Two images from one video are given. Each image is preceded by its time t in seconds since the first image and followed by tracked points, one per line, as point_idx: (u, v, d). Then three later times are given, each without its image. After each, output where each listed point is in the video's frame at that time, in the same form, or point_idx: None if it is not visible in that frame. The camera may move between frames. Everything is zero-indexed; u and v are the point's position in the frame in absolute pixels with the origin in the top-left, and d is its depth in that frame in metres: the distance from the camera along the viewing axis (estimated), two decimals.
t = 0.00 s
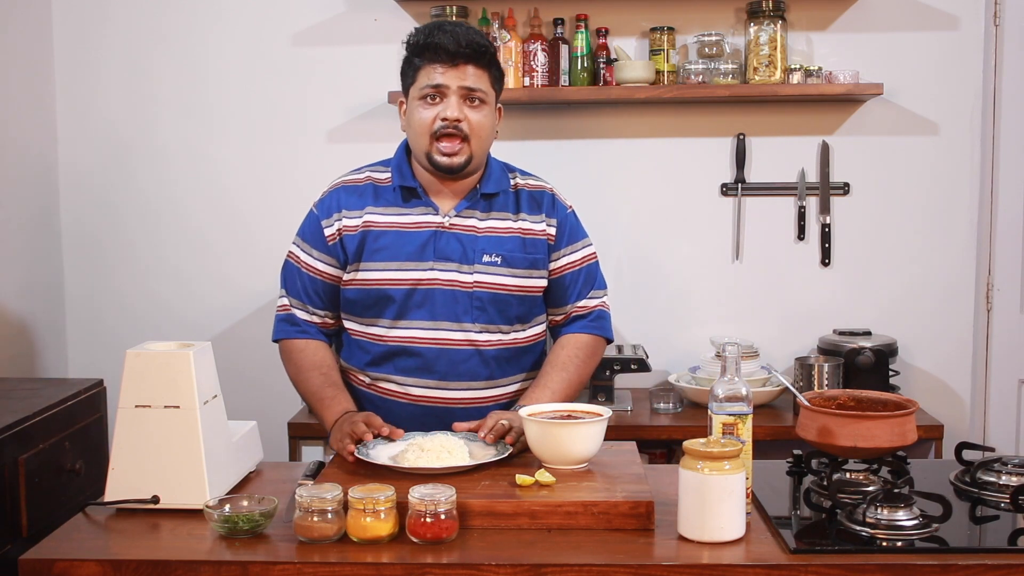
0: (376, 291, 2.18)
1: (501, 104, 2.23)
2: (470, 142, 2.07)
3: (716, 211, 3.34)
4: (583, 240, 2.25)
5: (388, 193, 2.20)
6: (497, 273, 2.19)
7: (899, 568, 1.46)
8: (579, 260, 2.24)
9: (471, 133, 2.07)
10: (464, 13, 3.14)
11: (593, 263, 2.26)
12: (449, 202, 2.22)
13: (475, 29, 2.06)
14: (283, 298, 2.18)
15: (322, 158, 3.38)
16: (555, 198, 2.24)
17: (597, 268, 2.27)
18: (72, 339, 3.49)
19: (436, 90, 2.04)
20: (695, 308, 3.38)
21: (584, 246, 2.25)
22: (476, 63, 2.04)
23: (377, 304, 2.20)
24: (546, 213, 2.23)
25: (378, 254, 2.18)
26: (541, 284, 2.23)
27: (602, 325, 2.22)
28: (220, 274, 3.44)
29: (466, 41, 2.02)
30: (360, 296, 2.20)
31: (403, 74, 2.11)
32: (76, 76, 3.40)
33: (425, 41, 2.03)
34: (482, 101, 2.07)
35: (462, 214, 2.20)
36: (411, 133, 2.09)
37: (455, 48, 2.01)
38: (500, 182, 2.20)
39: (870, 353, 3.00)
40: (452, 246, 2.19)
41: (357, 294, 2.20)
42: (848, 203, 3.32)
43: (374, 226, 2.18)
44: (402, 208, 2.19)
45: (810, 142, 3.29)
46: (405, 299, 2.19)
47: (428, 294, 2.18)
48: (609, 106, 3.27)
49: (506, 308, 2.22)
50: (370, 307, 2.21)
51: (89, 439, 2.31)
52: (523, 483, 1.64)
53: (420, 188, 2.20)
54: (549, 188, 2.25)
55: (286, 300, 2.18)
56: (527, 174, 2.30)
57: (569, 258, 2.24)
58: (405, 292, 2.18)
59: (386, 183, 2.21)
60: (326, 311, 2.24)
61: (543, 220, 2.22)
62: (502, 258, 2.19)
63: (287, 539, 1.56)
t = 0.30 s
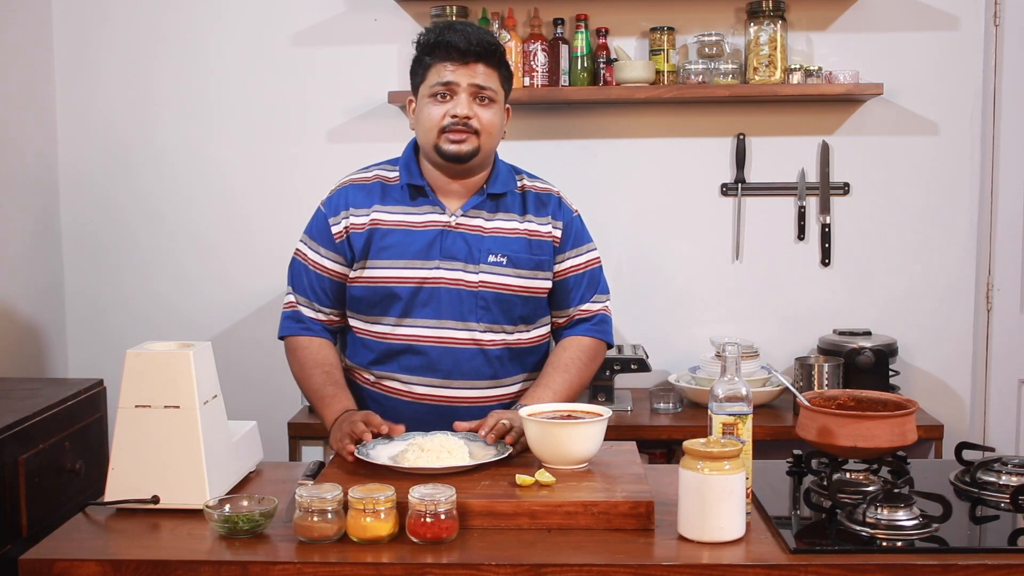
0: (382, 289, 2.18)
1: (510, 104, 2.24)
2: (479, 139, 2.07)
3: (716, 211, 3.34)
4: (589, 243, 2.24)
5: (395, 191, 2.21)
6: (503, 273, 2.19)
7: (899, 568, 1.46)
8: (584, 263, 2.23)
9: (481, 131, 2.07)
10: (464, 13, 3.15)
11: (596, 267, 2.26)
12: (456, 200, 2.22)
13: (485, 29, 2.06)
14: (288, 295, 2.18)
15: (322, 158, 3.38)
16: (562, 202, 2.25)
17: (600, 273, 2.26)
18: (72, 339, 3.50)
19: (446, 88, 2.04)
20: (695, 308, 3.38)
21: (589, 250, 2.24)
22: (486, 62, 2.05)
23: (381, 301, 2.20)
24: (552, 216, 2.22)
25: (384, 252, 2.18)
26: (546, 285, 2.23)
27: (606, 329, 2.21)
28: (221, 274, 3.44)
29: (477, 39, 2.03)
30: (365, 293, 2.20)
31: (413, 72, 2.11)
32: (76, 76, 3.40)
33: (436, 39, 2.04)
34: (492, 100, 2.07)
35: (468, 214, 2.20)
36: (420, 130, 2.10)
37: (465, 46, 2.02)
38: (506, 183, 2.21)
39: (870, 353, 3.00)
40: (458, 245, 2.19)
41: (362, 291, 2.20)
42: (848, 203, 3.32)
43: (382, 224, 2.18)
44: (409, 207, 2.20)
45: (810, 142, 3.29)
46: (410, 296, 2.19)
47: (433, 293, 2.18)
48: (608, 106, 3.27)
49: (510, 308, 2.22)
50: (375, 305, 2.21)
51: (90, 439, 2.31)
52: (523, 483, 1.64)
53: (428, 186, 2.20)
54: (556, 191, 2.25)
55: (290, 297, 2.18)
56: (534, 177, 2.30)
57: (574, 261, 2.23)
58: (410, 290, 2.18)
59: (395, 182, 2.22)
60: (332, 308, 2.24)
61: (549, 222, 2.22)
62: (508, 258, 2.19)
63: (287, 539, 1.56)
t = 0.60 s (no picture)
0: (393, 287, 2.19)
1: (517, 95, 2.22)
2: (490, 137, 2.07)
3: (716, 211, 3.34)
4: (601, 239, 2.21)
5: (407, 190, 2.22)
6: (514, 269, 2.18)
7: (899, 568, 1.46)
8: (597, 259, 2.20)
9: (490, 129, 2.06)
10: (464, 13, 3.14)
11: (610, 263, 2.22)
12: (470, 198, 2.21)
13: (482, 25, 2.05)
14: (292, 291, 2.21)
15: (322, 158, 3.38)
16: (576, 198, 2.22)
17: (613, 268, 2.22)
18: (71, 339, 3.49)
19: (451, 91, 2.04)
20: (695, 308, 3.38)
21: (603, 246, 2.21)
22: (488, 59, 2.03)
23: (393, 300, 2.20)
24: (565, 212, 2.20)
25: (396, 251, 2.18)
26: (558, 282, 2.21)
27: (618, 325, 2.17)
28: (221, 274, 3.44)
29: (475, 38, 2.02)
30: (377, 291, 2.21)
31: (416, 78, 2.11)
32: (76, 76, 3.40)
33: (434, 45, 2.03)
34: (497, 96, 2.06)
35: (479, 211, 2.19)
36: (430, 135, 2.10)
37: (464, 47, 2.01)
38: (518, 180, 2.19)
39: (870, 353, 3.00)
40: (469, 242, 2.18)
41: (374, 289, 2.21)
42: (848, 203, 3.32)
43: (394, 222, 2.19)
44: (421, 205, 2.20)
45: (809, 141, 3.29)
46: (421, 294, 2.18)
47: (445, 290, 2.18)
48: (608, 106, 3.27)
49: (523, 305, 2.20)
50: (387, 303, 2.21)
51: (90, 439, 2.31)
52: (523, 483, 1.64)
53: (440, 185, 2.21)
54: (569, 186, 2.22)
55: (294, 290, 2.21)
56: (548, 173, 2.27)
57: (586, 257, 2.20)
58: (422, 287, 2.18)
59: (407, 181, 2.22)
60: (340, 305, 2.25)
61: (562, 218, 2.19)
62: (519, 255, 2.18)
63: (287, 539, 1.56)
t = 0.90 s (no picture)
0: (412, 288, 2.12)
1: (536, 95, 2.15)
2: (503, 136, 1.99)
3: (716, 211, 3.34)
4: (628, 231, 2.12)
5: (424, 190, 2.14)
6: (535, 266, 2.09)
7: (899, 568, 1.46)
8: (627, 251, 2.12)
9: (504, 128, 1.98)
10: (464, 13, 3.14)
11: (639, 254, 2.14)
12: (486, 196, 2.14)
13: (497, 22, 1.98)
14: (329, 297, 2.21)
15: (322, 158, 3.38)
16: (599, 190, 2.12)
17: (643, 260, 2.14)
18: (71, 339, 3.50)
19: (464, 88, 1.97)
20: (695, 308, 3.38)
21: (631, 238, 2.13)
22: (501, 56, 1.97)
23: (413, 300, 2.13)
24: (587, 206, 2.11)
25: (415, 251, 2.11)
26: (581, 277, 2.12)
27: (654, 318, 2.11)
28: (222, 274, 3.44)
29: (488, 35, 1.95)
30: (397, 292, 2.15)
31: (430, 76, 2.05)
32: (76, 76, 3.40)
33: (447, 41, 1.98)
34: (512, 94, 1.98)
35: (497, 208, 2.11)
36: (443, 134, 2.03)
37: (476, 44, 1.95)
38: (536, 175, 2.11)
39: (870, 353, 3.00)
40: (488, 240, 2.10)
41: (395, 290, 2.15)
42: (847, 203, 3.32)
43: (411, 223, 2.12)
44: (438, 205, 2.12)
45: (810, 141, 3.29)
46: (440, 293, 2.10)
47: (465, 290, 2.10)
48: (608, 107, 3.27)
49: (546, 303, 2.12)
50: (408, 304, 2.14)
51: (90, 439, 2.31)
52: (523, 483, 1.64)
53: (457, 184, 2.13)
54: (592, 179, 2.13)
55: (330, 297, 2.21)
56: (570, 166, 2.18)
57: (615, 250, 2.11)
58: (440, 288, 2.10)
59: (424, 180, 2.15)
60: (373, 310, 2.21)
61: (585, 212, 2.11)
62: (540, 251, 2.09)
63: (287, 539, 1.56)
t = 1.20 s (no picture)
0: (441, 289, 2.11)
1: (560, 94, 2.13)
2: (527, 136, 1.98)
3: (716, 211, 3.34)
4: (660, 225, 2.11)
5: (450, 190, 2.14)
6: (565, 265, 2.09)
7: (899, 568, 1.46)
8: (660, 244, 2.11)
9: (528, 127, 1.97)
10: (464, 13, 3.13)
11: (673, 246, 2.13)
12: (512, 196, 2.13)
13: (522, 21, 1.97)
14: (353, 295, 2.22)
15: (323, 158, 3.38)
16: (626, 186, 2.13)
17: (677, 251, 2.13)
18: (71, 339, 3.50)
19: (488, 87, 1.96)
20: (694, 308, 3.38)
21: (663, 231, 2.12)
22: (526, 55, 1.95)
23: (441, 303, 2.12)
24: (615, 202, 2.11)
25: (443, 252, 2.11)
26: (611, 274, 2.12)
27: (694, 309, 2.11)
28: (222, 275, 3.44)
29: (512, 34, 1.94)
30: (424, 295, 2.13)
31: (455, 76, 2.04)
32: (75, 76, 3.40)
33: (471, 40, 1.97)
34: (537, 94, 1.97)
35: (524, 208, 2.11)
36: (468, 133, 2.02)
37: (500, 42, 1.93)
38: (564, 173, 2.10)
39: (870, 353, 3.00)
40: (516, 240, 2.09)
41: (421, 292, 2.13)
42: (847, 204, 3.32)
43: (438, 223, 2.12)
44: (465, 205, 2.12)
45: (810, 141, 3.29)
46: (470, 294, 2.10)
47: (495, 290, 2.09)
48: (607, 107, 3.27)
49: (579, 301, 2.12)
50: (436, 306, 2.13)
51: (90, 439, 2.31)
52: (523, 483, 1.64)
53: (483, 184, 2.13)
54: (619, 174, 2.14)
55: (355, 294, 2.22)
56: (596, 161, 2.18)
57: (648, 245, 2.10)
58: (470, 288, 2.10)
59: (449, 179, 2.15)
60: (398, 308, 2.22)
61: (614, 208, 2.10)
62: (569, 249, 2.10)
63: (287, 539, 1.56)
